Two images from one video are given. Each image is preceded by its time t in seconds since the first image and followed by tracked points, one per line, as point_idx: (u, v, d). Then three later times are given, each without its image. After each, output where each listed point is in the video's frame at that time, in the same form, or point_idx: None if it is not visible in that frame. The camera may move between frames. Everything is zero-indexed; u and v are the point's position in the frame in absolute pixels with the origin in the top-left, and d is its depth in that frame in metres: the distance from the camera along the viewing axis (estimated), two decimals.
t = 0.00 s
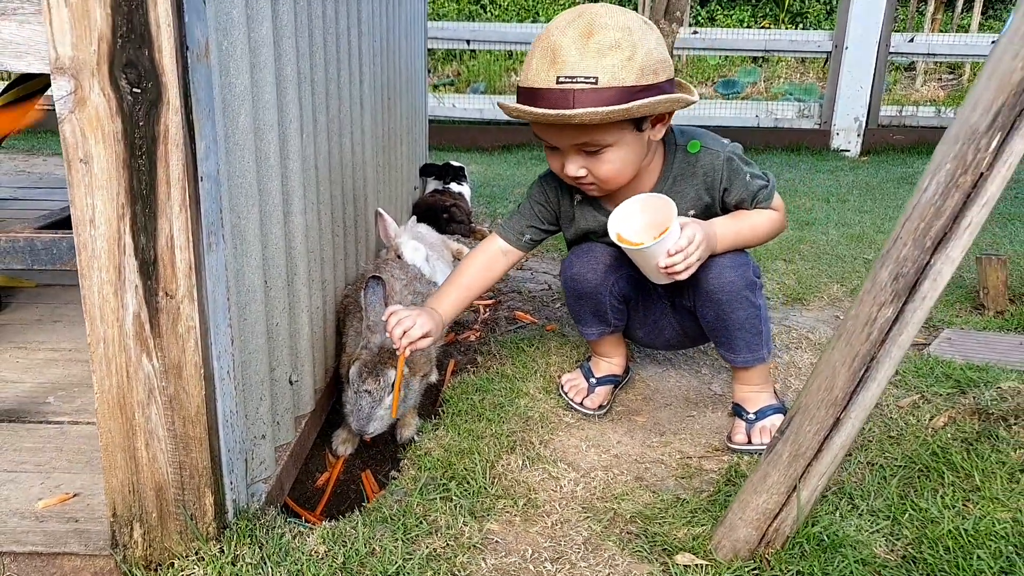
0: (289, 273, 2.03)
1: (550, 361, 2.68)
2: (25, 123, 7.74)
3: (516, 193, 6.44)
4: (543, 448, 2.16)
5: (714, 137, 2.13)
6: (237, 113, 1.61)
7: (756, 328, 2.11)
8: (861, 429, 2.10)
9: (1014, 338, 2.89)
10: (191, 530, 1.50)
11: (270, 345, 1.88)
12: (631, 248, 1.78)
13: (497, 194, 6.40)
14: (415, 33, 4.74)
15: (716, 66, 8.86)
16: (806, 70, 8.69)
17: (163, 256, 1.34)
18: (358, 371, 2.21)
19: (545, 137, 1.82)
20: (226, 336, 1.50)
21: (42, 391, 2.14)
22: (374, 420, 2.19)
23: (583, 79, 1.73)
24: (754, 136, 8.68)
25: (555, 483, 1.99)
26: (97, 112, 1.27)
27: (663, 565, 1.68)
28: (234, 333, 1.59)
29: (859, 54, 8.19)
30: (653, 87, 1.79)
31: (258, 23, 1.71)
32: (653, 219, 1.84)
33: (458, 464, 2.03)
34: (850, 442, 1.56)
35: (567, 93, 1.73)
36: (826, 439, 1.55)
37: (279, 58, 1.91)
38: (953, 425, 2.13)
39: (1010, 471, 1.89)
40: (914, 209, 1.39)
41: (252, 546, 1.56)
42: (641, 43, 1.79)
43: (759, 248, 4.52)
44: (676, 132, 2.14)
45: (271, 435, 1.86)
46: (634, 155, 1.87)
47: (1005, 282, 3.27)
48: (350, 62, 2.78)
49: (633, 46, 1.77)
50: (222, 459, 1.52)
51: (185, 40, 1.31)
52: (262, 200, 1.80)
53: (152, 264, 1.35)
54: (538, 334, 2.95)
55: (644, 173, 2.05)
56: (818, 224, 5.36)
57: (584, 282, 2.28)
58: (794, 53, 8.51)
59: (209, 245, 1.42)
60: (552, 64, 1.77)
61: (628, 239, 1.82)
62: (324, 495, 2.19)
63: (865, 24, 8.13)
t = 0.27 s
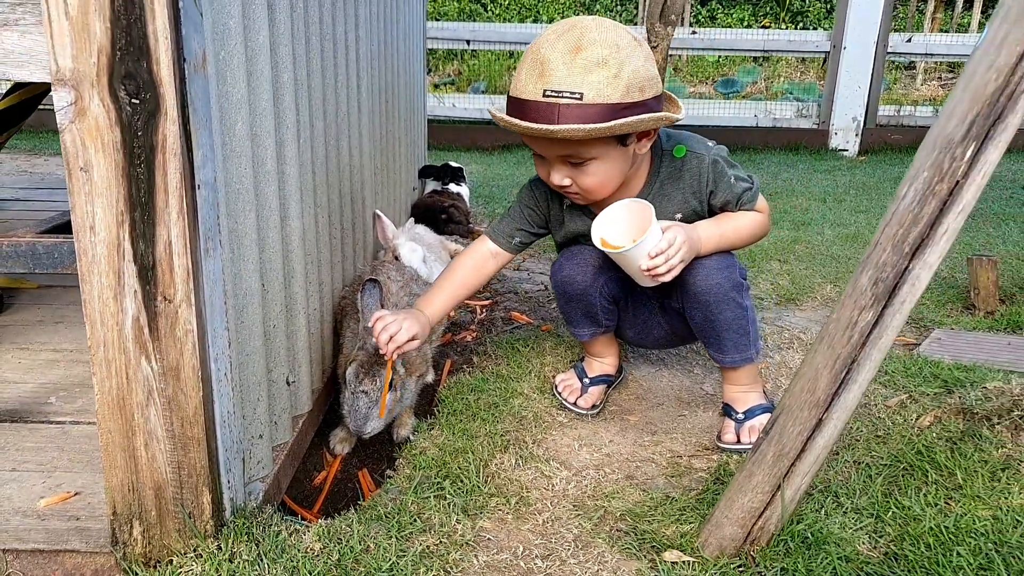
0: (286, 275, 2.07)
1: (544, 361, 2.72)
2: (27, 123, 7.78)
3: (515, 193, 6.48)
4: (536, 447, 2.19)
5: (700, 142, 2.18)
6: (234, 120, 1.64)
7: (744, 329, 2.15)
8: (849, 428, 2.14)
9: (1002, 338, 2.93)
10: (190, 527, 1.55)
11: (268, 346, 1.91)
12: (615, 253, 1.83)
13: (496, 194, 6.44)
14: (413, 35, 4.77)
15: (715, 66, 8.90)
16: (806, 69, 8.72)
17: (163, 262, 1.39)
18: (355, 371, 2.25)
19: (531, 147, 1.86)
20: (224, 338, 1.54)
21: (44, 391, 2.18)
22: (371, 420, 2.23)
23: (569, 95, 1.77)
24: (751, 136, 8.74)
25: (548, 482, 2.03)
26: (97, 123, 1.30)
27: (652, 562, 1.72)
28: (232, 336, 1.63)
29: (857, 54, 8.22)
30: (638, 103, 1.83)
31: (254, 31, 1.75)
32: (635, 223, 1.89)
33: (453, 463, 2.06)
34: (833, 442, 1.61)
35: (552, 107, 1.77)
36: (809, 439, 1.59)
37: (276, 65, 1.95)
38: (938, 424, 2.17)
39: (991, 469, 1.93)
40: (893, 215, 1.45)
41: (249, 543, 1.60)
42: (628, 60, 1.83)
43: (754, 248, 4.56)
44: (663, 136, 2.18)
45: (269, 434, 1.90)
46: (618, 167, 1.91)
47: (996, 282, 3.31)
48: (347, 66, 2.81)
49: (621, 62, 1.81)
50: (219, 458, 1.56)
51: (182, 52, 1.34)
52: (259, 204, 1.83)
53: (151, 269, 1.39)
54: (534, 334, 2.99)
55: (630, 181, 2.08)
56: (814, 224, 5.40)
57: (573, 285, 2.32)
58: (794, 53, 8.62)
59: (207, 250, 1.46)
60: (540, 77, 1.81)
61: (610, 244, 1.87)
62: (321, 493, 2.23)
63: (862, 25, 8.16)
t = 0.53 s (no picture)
0: (282, 275, 2.08)
1: (541, 359, 2.73)
2: (29, 122, 7.81)
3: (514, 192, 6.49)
4: (531, 445, 2.20)
5: (690, 141, 2.19)
6: (229, 121, 1.65)
7: (736, 328, 2.16)
8: (842, 426, 2.15)
9: (998, 337, 2.94)
10: (185, 525, 1.56)
11: (264, 346, 1.93)
12: (606, 254, 1.83)
13: (495, 193, 6.45)
14: (411, 34, 4.78)
15: (716, 65, 8.90)
16: (807, 67, 8.72)
17: (157, 262, 1.39)
18: (350, 371, 2.25)
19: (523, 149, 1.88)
20: (218, 338, 1.55)
21: (42, 390, 2.19)
22: (367, 418, 2.23)
23: (560, 98, 1.78)
24: (751, 134, 8.76)
25: (543, 480, 2.04)
26: (92, 124, 1.31)
27: (645, 560, 1.73)
28: (227, 335, 1.64)
29: (857, 54, 8.24)
30: (629, 107, 1.84)
31: (250, 32, 1.76)
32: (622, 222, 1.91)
33: (448, 462, 2.07)
34: (824, 441, 1.63)
35: (544, 112, 1.78)
36: (800, 438, 1.61)
37: (271, 65, 1.95)
38: (931, 423, 2.18)
39: (983, 467, 1.94)
40: (883, 215, 1.46)
41: (245, 541, 1.61)
42: (619, 64, 1.84)
43: (752, 247, 4.57)
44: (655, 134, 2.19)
45: (265, 433, 1.91)
46: (609, 171, 1.92)
47: (992, 281, 3.32)
48: (344, 66, 2.82)
49: (611, 67, 1.82)
50: (215, 457, 1.57)
51: (177, 53, 1.35)
52: (255, 204, 1.84)
53: (146, 269, 1.39)
54: (531, 333, 3.00)
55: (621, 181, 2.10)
56: (812, 223, 5.41)
57: (564, 284, 2.33)
58: (794, 52, 8.67)
59: (201, 250, 1.46)
60: (532, 81, 1.82)
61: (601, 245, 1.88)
62: (318, 491, 2.24)
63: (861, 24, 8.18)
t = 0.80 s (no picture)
0: (279, 281, 2.09)
1: (537, 364, 2.74)
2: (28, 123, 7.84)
3: (513, 194, 6.50)
4: (527, 451, 2.21)
5: (700, 146, 2.17)
6: (225, 130, 1.67)
7: (739, 339, 2.18)
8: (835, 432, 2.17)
9: (992, 341, 2.95)
10: (180, 532, 1.57)
11: (260, 352, 1.94)
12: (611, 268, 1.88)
13: (494, 194, 6.46)
14: (410, 36, 4.79)
15: (716, 65, 8.90)
16: (807, 67, 8.72)
17: (152, 272, 1.41)
18: (347, 376, 2.28)
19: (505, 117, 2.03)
20: (214, 346, 1.56)
21: (40, 395, 2.20)
22: (364, 423, 2.24)
23: (521, 84, 1.83)
24: (751, 134, 8.75)
25: (537, 486, 2.05)
26: (87, 135, 1.33)
27: (637, 566, 1.74)
28: (223, 343, 1.65)
29: (856, 54, 8.26)
30: (591, 94, 1.81)
31: (246, 42, 1.77)
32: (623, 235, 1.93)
33: (444, 467, 2.08)
34: (815, 448, 1.65)
35: (495, 87, 1.90)
36: (791, 445, 1.63)
37: (267, 73, 1.97)
38: (924, 428, 2.19)
39: (974, 473, 1.95)
40: (872, 225, 1.48)
41: (240, 547, 1.62)
42: (592, 50, 1.83)
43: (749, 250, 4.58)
44: (664, 136, 2.19)
45: (261, 438, 1.92)
46: (560, 160, 1.94)
47: (987, 285, 3.33)
48: (341, 71, 2.83)
49: (577, 52, 1.82)
50: (210, 465, 1.58)
51: (172, 66, 1.37)
52: (251, 212, 1.85)
53: (141, 279, 1.41)
54: (527, 337, 3.01)
55: (614, 172, 2.11)
56: (810, 225, 5.42)
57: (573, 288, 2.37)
58: (794, 53, 8.66)
59: (197, 260, 1.47)
60: (507, 64, 1.88)
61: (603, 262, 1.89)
62: (315, 496, 2.25)
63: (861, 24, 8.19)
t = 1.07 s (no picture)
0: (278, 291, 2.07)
1: (539, 372, 2.72)
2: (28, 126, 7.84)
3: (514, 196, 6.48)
4: (529, 461, 2.19)
5: (708, 104, 2.09)
6: (223, 141, 1.65)
7: (720, 366, 2.19)
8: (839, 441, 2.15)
9: (997, 347, 2.94)
10: (179, 548, 1.55)
11: (259, 363, 1.92)
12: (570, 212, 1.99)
13: (495, 197, 6.45)
14: (411, 39, 4.77)
15: (717, 66, 8.85)
16: (808, 67, 8.71)
17: (150, 286, 1.38)
18: (348, 385, 2.25)
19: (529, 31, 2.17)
20: (213, 360, 1.54)
21: (38, 405, 2.18)
22: (365, 433, 2.23)
23: None
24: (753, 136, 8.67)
25: (540, 497, 2.03)
26: (85, 148, 1.32)
27: None
28: (222, 356, 1.63)
29: (857, 56, 8.25)
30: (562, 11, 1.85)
31: (244, 51, 1.75)
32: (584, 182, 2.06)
33: (445, 479, 2.06)
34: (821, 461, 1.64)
35: None
36: (797, 458, 1.62)
37: (267, 81, 1.95)
38: (929, 437, 2.17)
39: (980, 485, 1.93)
40: (877, 238, 1.46)
41: (240, 564, 1.61)
42: None
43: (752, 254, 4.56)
44: (672, 82, 2.13)
45: (261, 450, 1.90)
46: (548, 70, 2.02)
47: (991, 290, 3.31)
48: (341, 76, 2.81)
49: None
50: (209, 480, 1.56)
51: (170, 77, 1.35)
52: (250, 222, 1.84)
53: (139, 293, 1.39)
54: (529, 344, 2.99)
55: (616, 102, 2.13)
56: (813, 228, 5.40)
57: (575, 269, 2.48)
58: (795, 53, 8.58)
59: (196, 274, 1.45)
60: None
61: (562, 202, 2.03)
62: (316, 506, 2.24)
63: (862, 25, 8.19)
